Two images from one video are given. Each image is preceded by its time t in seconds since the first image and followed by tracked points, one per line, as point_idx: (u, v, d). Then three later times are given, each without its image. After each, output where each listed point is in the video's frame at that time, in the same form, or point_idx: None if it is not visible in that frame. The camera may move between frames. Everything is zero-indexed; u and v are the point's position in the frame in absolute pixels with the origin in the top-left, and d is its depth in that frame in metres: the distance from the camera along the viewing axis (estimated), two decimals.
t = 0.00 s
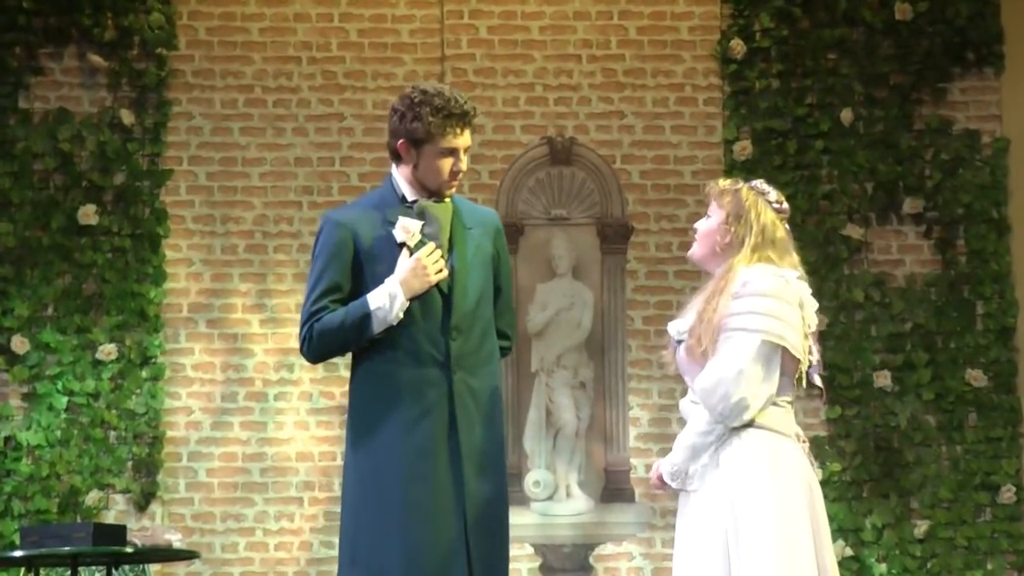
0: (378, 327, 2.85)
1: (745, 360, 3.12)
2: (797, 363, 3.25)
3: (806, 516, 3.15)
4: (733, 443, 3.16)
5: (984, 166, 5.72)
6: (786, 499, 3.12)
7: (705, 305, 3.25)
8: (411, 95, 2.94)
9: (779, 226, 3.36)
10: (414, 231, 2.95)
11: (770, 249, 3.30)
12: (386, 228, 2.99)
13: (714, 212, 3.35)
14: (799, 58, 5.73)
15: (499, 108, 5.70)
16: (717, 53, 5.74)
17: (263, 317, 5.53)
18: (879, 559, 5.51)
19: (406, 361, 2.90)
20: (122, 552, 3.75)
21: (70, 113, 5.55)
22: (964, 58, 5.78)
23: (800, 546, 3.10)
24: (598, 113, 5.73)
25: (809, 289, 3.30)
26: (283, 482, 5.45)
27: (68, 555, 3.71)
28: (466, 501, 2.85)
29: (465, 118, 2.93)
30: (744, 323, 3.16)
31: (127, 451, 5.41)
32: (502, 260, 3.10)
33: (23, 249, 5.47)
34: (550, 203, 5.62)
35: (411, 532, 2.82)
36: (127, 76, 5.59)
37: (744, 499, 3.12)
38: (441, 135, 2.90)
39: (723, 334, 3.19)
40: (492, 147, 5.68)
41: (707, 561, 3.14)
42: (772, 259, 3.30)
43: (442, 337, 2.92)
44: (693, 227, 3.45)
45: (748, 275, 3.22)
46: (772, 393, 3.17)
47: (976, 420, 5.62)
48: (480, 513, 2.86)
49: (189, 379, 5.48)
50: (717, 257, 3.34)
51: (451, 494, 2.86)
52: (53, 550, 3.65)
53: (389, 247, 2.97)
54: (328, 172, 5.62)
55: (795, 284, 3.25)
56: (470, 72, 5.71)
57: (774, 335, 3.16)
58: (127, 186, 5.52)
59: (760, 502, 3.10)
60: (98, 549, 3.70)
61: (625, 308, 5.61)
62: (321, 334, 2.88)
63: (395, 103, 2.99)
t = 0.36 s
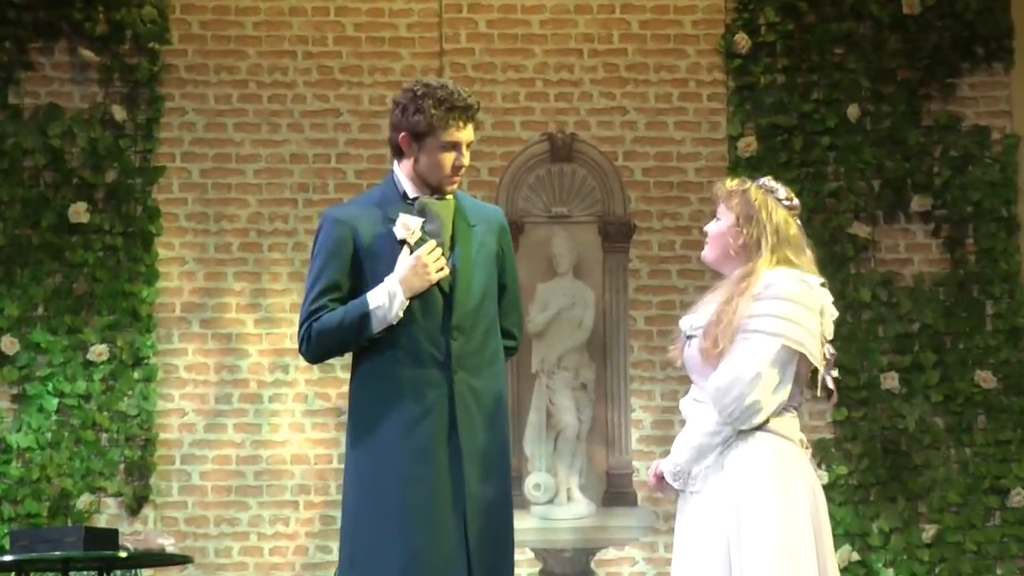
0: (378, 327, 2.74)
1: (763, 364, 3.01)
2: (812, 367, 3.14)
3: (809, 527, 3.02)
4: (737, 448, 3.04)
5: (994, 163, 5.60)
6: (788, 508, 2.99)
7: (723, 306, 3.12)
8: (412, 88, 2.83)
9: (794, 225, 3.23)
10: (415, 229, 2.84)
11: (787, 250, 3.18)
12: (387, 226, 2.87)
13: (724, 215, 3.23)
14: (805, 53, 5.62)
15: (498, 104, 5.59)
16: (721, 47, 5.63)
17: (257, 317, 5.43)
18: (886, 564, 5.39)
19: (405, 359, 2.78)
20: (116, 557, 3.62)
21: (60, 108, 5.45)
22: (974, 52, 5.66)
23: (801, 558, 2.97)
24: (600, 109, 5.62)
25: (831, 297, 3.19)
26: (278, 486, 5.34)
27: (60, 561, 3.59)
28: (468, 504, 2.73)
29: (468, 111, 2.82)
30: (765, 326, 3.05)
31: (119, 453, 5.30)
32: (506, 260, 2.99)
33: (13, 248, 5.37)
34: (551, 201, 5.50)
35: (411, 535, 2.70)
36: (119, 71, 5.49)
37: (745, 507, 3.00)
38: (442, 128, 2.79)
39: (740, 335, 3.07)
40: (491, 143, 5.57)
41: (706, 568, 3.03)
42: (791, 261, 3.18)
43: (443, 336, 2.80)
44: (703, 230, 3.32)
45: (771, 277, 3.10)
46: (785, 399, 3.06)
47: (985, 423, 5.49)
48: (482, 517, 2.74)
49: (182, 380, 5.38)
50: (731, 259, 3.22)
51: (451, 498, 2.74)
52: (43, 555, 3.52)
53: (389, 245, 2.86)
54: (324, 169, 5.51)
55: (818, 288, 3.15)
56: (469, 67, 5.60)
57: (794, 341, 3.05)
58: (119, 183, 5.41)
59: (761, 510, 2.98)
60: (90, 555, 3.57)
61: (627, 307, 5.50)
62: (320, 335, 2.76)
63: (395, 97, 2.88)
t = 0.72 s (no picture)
0: (378, 323, 2.67)
1: (768, 359, 2.96)
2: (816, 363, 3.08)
3: (812, 531, 2.97)
4: (744, 444, 2.99)
5: (998, 159, 5.53)
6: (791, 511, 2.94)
7: (731, 306, 3.06)
8: (412, 81, 2.79)
9: (796, 224, 3.18)
10: (416, 225, 2.78)
11: (790, 248, 3.13)
12: (386, 220, 2.81)
13: (725, 215, 3.17)
14: (807, 48, 5.56)
15: (497, 100, 5.53)
16: (722, 43, 5.58)
17: (254, 315, 5.38)
18: (888, 564, 5.34)
19: (405, 356, 2.72)
20: (110, 556, 3.49)
21: (54, 104, 5.40)
22: (978, 48, 5.60)
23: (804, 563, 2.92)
24: (600, 105, 5.56)
25: (837, 295, 3.14)
26: (274, 485, 5.29)
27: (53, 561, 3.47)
28: (468, 504, 2.68)
29: (468, 106, 2.78)
30: (773, 322, 3.00)
31: (114, 452, 5.25)
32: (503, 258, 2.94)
33: (6, 245, 5.32)
34: (550, 197, 5.48)
35: (410, 536, 2.65)
36: (114, 66, 5.44)
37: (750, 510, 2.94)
38: (443, 120, 2.74)
39: (749, 334, 3.02)
40: (490, 139, 5.51)
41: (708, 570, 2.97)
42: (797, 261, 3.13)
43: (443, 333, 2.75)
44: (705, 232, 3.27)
45: (777, 274, 3.05)
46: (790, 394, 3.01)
47: (989, 421, 5.43)
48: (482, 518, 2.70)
49: (178, 378, 5.33)
50: (733, 260, 3.16)
51: (452, 498, 2.69)
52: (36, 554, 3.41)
53: (388, 239, 2.79)
54: (321, 165, 5.46)
55: (825, 284, 3.10)
56: (467, 62, 5.54)
57: (801, 337, 3.00)
58: (113, 180, 5.36)
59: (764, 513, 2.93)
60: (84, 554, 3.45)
61: (627, 305, 5.44)
62: (318, 332, 2.70)
63: (393, 92, 2.84)
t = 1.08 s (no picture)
0: (379, 319, 2.66)
1: (778, 348, 2.97)
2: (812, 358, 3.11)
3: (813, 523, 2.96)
4: (748, 435, 2.98)
5: (997, 157, 5.54)
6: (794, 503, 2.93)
7: (722, 301, 3.07)
8: (409, 78, 2.80)
9: (787, 223, 3.18)
10: (415, 222, 2.78)
11: (780, 251, 3.14)
12: (384, 217, 2.80)
13: (715, 215, 3.17)
14: (807, 46, 5.56)
15: (496, 97, 5.53)
16: (722, 40, 5.58)
17: (253, 312, 5.38)
18: (887, 561, 5.33)
19: (404, 355, 2.72)
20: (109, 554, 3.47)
21: (54, 102, 5.41)
22: (976, 45, 5.60)
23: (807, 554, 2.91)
24: (599, 103, 5.56)
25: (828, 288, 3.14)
26: (274, 483, 5.29)
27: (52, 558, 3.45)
28: (467, 502, 2.69)
29: (466, 102, 2.80)
30: (767, 315, 3.00)
31: (113, 450, 5.26)
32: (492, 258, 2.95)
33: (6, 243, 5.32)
34: (549, 195, 5.47)
35: (410, 534, 2.64)
36: (114, 64, 5.44)
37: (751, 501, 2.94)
38: (441, 116, 2.76)
39: (745, 324, 3.02)
40: (489, 137, 5.51)
41: (708, 561, 2.98)
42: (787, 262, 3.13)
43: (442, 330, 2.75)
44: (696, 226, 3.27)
45: (771, 270, 3.05)
46: (791, 386, 3.03)
47: (988, 419, 5.43)
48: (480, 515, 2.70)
49: (177, 376, 5.33)
50: (723, 260, 3.17)
51: (451, 496, 2.69)
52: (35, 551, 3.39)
53: (388, 237, 2.79)
54: (320, 163, 5.46)
55: (815, 278, 3.10)
56: (466, 60, 5.54)
57: (800, 329, 3.01)
58: (113, 177, 5.37)
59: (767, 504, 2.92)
60: (83, 551, 3.42)
61: (627, 303, 5.44)
62: (317, 330, 2.67)
63: (389, 89, 2.84)
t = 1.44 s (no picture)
0: (393, 317, 2.67)
1: (779, 348, 2.98)
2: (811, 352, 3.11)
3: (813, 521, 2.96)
4: (747, 437, 2.98)
5: (997, 153, 5.54)
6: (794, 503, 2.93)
7: (722, 298, 3.06)
8: (412, 73, 2.87)
9: (784, 217, 3.18)
10: (424, 220, 2.78)
11: (778, 244, 3.13)
12: (392, 214, 2.81)
13: (713, 208, 3.17)
14: (807, 42, 5.56)
15: (497, 93, 5.53)
16: (722, 37, 5.57)
17: (254, 309, 5.38)
18: (888, 558, 5.33)
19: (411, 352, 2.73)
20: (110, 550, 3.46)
21: (54, 98, 5.41)
22: (977, 42, 5.60)
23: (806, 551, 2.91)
24: (600, 99, 5.56)
25: (825, 283, 3.15)
26: (274, 479, 5.29)
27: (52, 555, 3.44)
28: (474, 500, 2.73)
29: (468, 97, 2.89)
30: (767, 314, 3.00)
31: (113, 446, 5.26)
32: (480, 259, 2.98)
33: (6, 239, 5.32)
34: (550, 191, 5.43)
35: (420, 532, 2.66)
36: (114, 60, 5.45)
37: (752, 499, 2.94)
38: (448, 107, 2.83)
39: (745, 323, 3.02)
40: (490, 133, 5.52)
41: (709, 560, 2.98)
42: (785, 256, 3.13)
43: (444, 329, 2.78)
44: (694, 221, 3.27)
45: (769, 266, 3.05)
46: (791, 385, 3.04)
47: (988, 415, 5.43)
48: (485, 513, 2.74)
49: (177, 372, 5.33)
50: (720, 253, 3.17)
51: (457, 494, 2.71)
52: (35, 547, 3.38)
53: (397, 233, 2.80)
54: (320, 159, 5.46)
55: (813, 275, 3.10)
56: (466, 56, 5.54)
57: (801, 328, 3.02)
58: (113, 174, 5.37)
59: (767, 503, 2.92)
60: (83, 548, 3.42)
61: (627, 299, 5.43)
62: (330, 326, 2.65)
63: (389, 87, 2.91)
